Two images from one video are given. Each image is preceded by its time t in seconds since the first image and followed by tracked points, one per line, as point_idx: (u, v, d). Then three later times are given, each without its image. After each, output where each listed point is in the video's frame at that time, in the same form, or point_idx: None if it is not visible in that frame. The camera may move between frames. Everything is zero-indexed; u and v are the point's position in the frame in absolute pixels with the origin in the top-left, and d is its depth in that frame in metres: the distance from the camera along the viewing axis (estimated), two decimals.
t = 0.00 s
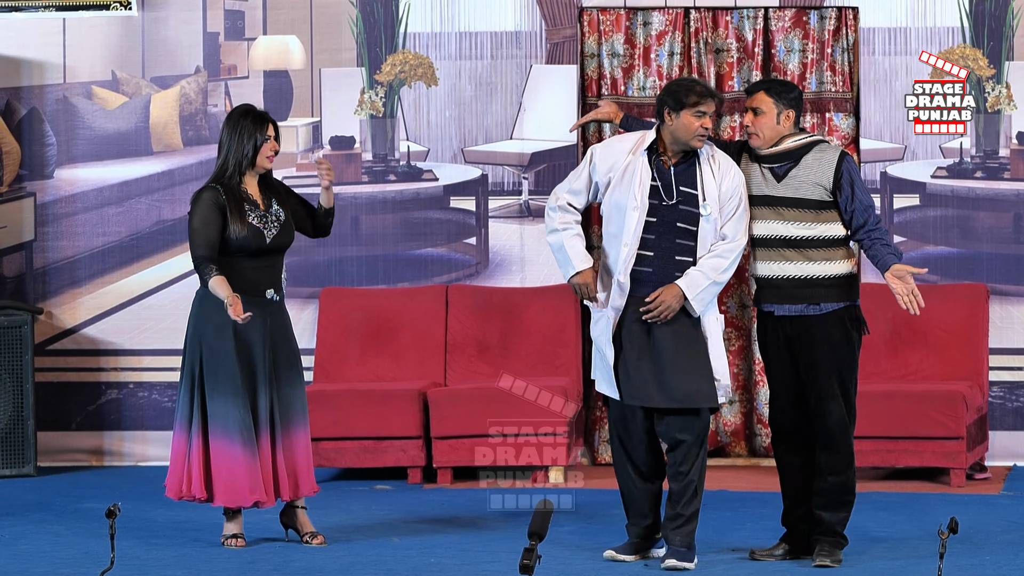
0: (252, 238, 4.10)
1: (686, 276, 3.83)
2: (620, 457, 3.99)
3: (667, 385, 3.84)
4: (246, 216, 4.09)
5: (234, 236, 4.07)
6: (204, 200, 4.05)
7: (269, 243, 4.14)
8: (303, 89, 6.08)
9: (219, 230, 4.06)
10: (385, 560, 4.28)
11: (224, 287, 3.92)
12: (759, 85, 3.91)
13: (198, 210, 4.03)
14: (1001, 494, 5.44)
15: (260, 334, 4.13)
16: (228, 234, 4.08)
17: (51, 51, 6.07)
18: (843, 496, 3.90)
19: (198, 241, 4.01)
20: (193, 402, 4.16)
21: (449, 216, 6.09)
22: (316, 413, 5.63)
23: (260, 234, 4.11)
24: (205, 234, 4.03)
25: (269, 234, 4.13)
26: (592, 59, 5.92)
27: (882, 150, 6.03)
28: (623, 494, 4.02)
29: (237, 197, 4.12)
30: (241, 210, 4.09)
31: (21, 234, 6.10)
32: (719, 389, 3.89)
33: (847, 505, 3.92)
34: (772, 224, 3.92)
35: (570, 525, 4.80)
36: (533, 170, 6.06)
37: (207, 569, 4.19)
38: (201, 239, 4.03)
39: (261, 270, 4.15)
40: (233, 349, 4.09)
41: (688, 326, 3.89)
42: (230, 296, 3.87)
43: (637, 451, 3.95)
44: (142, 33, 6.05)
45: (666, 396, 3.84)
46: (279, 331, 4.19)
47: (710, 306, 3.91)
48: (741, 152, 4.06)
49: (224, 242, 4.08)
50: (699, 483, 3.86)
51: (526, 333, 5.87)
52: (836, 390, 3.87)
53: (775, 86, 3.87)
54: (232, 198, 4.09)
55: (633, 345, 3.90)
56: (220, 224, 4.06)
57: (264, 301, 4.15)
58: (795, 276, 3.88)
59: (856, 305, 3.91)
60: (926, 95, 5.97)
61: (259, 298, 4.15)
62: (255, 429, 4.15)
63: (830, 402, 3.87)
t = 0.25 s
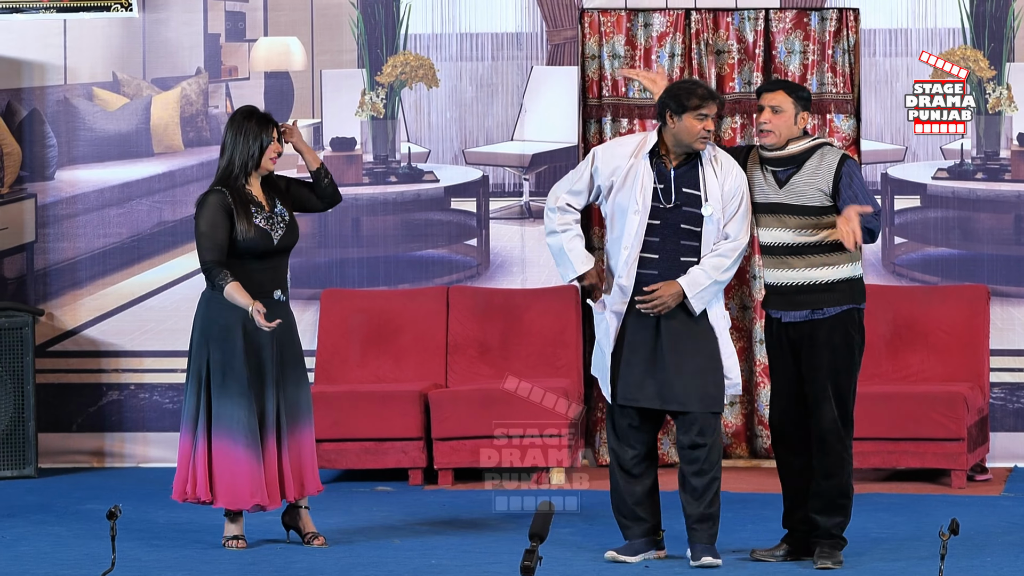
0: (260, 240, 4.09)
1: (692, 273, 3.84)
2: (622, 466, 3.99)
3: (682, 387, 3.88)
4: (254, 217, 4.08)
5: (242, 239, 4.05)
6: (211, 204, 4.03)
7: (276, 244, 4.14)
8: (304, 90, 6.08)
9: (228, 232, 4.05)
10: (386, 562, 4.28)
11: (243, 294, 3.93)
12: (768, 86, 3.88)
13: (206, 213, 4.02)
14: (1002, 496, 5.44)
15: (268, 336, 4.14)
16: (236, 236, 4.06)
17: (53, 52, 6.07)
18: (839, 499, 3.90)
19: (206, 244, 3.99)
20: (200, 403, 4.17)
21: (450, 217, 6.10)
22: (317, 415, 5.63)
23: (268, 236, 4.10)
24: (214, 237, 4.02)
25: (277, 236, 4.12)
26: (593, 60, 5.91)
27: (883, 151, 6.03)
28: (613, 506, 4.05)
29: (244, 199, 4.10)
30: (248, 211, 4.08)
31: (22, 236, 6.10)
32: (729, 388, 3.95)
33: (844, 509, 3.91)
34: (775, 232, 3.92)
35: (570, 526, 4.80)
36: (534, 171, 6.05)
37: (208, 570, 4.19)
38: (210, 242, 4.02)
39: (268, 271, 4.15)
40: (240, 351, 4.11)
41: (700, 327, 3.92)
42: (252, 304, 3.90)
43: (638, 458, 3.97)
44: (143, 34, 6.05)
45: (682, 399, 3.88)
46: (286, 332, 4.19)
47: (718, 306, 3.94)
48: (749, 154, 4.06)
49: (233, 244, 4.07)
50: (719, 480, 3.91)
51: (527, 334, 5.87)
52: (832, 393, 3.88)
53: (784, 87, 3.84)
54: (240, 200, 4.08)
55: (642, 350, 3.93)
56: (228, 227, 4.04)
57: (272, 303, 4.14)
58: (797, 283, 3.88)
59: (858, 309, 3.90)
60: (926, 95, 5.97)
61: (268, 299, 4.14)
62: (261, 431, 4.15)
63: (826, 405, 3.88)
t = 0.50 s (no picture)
0: (279, 243, 4.10)
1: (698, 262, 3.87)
2: (628, 465, 4.02)
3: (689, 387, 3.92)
4: (271, 219, 4.09)
5: (262, 243, 4.06)
6: (227, 210, 4.04)
7: (294, 246, 4.15)
8: (305, 91, 6.08)
9: (245, 236, 4.05)
10: (389, 562, 4.28)
11: (264, 304, 3.94)
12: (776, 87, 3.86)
13: (223, 220, 4.02)
14: (1003, 496, 5.44)
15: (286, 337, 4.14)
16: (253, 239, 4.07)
17: (54, 53, 6.07)
18: (848, 501, 3.88)
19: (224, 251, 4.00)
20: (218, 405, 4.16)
21: (452, 218, 6.09)
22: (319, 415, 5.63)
23: (286, 238, 4.11)
24: (232, 244, 4.03)
25: (295, 237, 4.14)
26: (593, 60, 5.96)
27: (885, 152, 6.03)
28: (615, 506, 4.07)
29: (259, 203, 4.11)
30: (264, 214, 4.08)
31: (22, 236, 6.10)
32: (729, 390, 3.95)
33: (853, 510, 3.89)
34: (775, 237, 3.94)
35: (571, 527, 4.80)
36: (536, 172, 6.04)
37: (209, 571, 4.19)
38: (228, 249, 4.03)
39: (287, 272, 4.16)
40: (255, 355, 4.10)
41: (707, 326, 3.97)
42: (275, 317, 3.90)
43: (644, 458, 4.01)
44: (144, 35, 6.05)
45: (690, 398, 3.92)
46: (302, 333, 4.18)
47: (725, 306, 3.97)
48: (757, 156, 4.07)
49: (251, 248, 4.08)
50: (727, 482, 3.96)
51: (528, 335, 5.87)
52: (839, 394, 3.88)
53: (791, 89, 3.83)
54: (255, 205, 4.09)
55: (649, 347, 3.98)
56: (245, 231, 4.05)
57: (293, 303, 4.16)
58: (798, 287, 3.89)
59: (863, 310, 3.89)
60: (926, 95, 5.97)
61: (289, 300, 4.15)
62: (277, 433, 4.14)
63: (832, 406, 3.88)
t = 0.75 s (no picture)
0: (319, 250, 4.06)
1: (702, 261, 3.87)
2: (632, 466, 4.02)
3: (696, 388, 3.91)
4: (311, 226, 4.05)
5: (303, 249, 4.02)
6: (269, 216, 3.99)
7: (334, 253, 4.11)
8: (306, 92, 6.08)
9: (286, 244, 4.01)
10: (390, 563, 4.28)
11: (298, 317, 3.89)
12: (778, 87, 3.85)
13: (264, 227, 3.98)
14: (1004, 498, 5.44)
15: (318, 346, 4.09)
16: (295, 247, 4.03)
17: (55, 55, 6.07)
18: (846, 503, 3.88)
19: (265, 257, 3.95)
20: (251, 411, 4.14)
21: (452, 219, 6.10)
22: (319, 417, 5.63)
23: (327, 245, 4.07)
24: (274, 249, 3.98)
25: (335, 245, 4.10)
26: (595, 62, 5.97)
27: (885, 153, 6.03)
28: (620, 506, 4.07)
29: (299, 210, 4.07)
30: (304, 220, 4.05)
31: (23, 238, 6.10)
32: (734, 389, 3.93)
33: (852, 512, 3.89)
34: (780, 237, 3.93)
35: (572, 528, 4.80)
36: (536, 173, 6.04)
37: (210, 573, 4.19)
38: (269, 254, 3.98)
39: (325, 281, 4.12)
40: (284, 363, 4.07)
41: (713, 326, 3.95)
42: (309, 330, 3.87)
43: (650, 459, 4.02)
44: (144, 36, 6.05)
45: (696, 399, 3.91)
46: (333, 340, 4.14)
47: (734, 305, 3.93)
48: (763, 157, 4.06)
49: (291, 255, 4.03)
50: (730, 482, 3.97)
51: (528, 336, 5.88)
52: (837, 395, 3.87)
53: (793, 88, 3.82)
54: (296, 211, 4.05)
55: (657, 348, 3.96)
56: (286, 238, 4.01)
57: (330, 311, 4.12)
58: (801, 286, 3.89)
59: (864, 312, 3.89)
60: (926, 95, 5.97)
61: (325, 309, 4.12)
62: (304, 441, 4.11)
63: (831, 407, 3.87)
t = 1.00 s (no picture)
0: (366, 246, 4.10)
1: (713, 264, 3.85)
2: (638, 467, 4.02)
3: (701, 389, 3.91)
4: (360, 221, 4.08)
5: (350, 245, 4.06)
6: (316, 209, 4.04)
7: (381, 251, 4.15)
8: (307, 94, 6.08)
9: (330, 237, 4.05)
10: (392, 564, 4.28)
11: (313, 316, 4.00)
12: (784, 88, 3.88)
13: (310, 219, 4.02)
14: (1006, 499, 5.44)
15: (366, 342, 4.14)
16: (341, 241, 4.07)
17: (56, 56, 6.07)
18: (849, 504, 3.88)
19: (306, 249, 4.00)
20: (303, 405, 4.15)
21: (453, 220, 6.10)
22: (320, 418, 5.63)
23: (374, 242, 4.11)
24: (317, 242, 4.02)
25: (383, 242, 4.13)
26: (596, 63, 5.99)
27: (887, 154, 6.03)
28: (624, 507, 4.07)
29: (349, 204, 4.11)
30: (354, 217, 4.08)
31: (24, 239, 6.10)
32: (744, 390, 3.93)
33: (855, 513, 3.89)
34: (786, 238, 3.94)
35: (573, 529, 4.79)
36: (538, 175, 6.04)
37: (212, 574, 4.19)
38: (312, 247, 4.02)
39: (369, 278, 4.16)
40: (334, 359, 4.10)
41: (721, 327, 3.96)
42: (321, 334, 3.97)
43: (655, 460, 4.02)
44: (146, 38, 6.04)
45: (702, 400, 3.91)
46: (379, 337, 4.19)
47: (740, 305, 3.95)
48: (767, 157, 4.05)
49: (335, 248, 4.07)
50: (733, 484, 3.96)
51: (530, 337, 5.88)
52: (841, 396, 3.87)
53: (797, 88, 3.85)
54: (345, 207, 4.08)
55: (664, 349, 3.96)
56: (332, 232, 4.05)
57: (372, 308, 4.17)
58: (807, 287, 3.88)
59: (869, 313, 3.89)
60: (926, 95, 5.97)
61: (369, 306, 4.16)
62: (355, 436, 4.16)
63: (835, 408, 3.87)
